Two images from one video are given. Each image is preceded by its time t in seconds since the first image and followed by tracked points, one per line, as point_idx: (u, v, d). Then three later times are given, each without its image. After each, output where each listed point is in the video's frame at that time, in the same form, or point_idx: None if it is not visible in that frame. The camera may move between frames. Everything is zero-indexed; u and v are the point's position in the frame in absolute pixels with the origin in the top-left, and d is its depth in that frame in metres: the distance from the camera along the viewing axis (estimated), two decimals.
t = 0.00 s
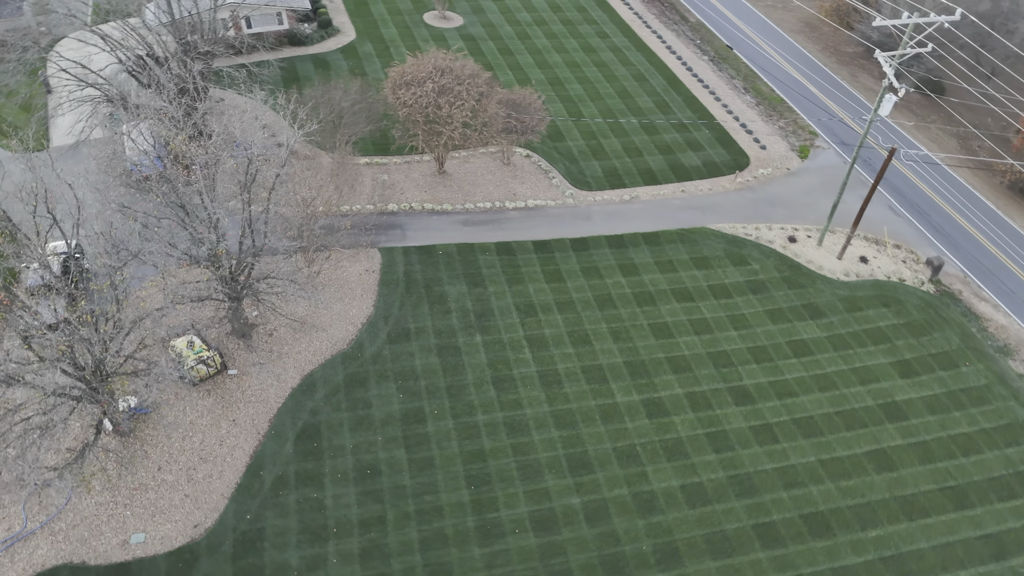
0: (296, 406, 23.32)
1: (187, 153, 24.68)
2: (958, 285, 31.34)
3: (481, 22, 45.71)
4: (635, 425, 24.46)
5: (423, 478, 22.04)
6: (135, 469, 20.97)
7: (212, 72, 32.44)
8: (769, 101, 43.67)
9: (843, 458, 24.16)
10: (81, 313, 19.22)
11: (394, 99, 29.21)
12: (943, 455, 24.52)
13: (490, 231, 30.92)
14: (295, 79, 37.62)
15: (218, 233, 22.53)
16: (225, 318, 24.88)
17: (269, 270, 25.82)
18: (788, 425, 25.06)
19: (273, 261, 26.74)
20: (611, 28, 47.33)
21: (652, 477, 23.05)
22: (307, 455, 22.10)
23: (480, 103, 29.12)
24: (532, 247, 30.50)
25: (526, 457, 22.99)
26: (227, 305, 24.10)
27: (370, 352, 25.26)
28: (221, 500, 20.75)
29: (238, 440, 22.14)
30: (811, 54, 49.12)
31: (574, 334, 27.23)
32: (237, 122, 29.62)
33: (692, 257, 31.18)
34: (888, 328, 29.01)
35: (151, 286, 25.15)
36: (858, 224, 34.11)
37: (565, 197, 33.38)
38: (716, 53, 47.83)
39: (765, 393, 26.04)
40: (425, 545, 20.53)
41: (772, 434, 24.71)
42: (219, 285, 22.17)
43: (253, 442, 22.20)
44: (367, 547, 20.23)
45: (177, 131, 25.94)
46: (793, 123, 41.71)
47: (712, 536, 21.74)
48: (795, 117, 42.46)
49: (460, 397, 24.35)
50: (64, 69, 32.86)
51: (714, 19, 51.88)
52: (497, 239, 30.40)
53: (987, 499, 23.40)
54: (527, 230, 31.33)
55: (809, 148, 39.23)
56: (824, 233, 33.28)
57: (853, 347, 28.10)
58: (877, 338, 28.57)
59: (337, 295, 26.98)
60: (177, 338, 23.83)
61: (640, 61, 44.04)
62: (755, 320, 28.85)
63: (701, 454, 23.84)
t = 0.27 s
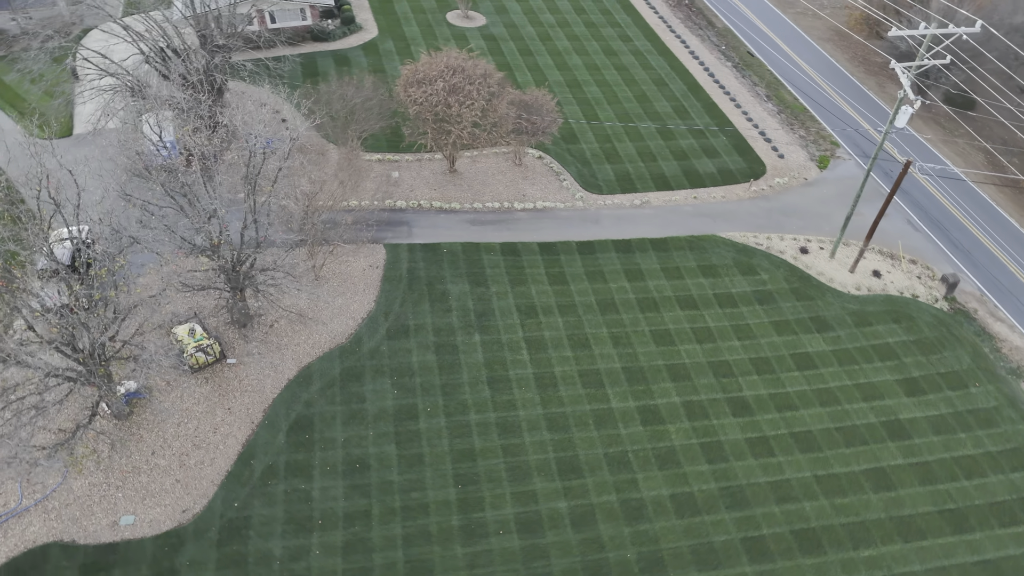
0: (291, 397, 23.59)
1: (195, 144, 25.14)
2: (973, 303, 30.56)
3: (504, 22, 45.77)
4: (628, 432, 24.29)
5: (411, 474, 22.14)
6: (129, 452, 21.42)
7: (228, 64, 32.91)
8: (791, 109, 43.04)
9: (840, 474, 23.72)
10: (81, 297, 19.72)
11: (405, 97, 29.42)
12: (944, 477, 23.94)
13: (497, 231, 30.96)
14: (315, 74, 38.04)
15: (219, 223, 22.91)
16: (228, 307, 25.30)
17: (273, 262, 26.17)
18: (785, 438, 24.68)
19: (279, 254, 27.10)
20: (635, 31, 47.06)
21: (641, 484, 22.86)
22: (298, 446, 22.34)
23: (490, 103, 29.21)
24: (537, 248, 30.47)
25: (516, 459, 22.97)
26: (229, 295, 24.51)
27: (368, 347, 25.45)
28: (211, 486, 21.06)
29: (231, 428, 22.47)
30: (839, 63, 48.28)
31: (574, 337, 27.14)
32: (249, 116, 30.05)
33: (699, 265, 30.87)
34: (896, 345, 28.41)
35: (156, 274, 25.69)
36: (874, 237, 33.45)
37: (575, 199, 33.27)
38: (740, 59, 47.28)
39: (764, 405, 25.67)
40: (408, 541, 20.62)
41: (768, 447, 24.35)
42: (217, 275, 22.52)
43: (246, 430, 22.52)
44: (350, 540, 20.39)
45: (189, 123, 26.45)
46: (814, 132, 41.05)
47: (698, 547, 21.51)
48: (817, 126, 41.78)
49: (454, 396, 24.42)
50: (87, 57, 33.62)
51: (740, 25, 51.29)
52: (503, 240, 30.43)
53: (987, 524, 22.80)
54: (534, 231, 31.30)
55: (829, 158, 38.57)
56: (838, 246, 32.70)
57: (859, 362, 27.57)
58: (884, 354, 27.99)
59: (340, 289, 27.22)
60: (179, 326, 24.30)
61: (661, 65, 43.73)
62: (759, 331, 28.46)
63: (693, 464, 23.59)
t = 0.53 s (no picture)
0: (283, 391, 23.76)
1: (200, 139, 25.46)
2: (983, 319, 29.90)
3: (520, 23, 45.76)
4: (620, 437, 24.14)
5: (398, 471, 22.20)
6: (122, 439, 21.76)
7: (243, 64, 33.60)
8: (807, 116, 42.48)
9: (833, 488, 23.34)
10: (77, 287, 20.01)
11: (411, 96, 29.53)
12: (942, 494, 23.47)
13: (499, 232, 30.95)
14: (328, 71, 38.34)
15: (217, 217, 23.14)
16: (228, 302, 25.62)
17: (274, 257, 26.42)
18: (780, 449, 24.35)
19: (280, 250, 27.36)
20: (652, 34, 46.78)
21: (630, 490, 22.73)
22: (289, 440, 22.50)
23: (496, 103, 29.24)
24: (539, 250, 30.43)
25: (504, 460, 22.94)
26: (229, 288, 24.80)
27: (364, 343, 25.59)
28: (200, 477, 21.27)
29: (224, 419, 22.72)
30: (860, 69, 47.49)
31: (571, 340, 27.04)
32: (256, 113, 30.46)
33: (702, 271, 30.60)
34: (901, 359, 27.90)
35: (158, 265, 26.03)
36: (883, 248, 32.90)
37: (581, 202, 33.17)
38: (758, 65, 46.79)
39: (760, 415, 25.36)
40: (391, 538, 20.68)
41: (761, 457, 24.05)
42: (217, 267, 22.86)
43: (238, 421, 22.75)
44: (333, 535, 20.49)
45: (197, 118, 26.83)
46: (829, 140, 40.46)
47: (683, 556, 21.31)
48: (833, 134, 41.19)
49: (446, 395, 24.46)
50: (104, 50, 34.24)
51: (761, 30, 50.73)
52: (505, 241, 30.47)
53: (982, 545, 22.31)
54: (538, 233, 31.26)
55: (842, 167, 37.99)
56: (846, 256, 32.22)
57: (860, 375, 27.13)
58: (888, 368, 27.50)
59: (341, 286, 27.36)
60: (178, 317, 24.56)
61: (676, 69, 43.43)
62: (760, 339, 28.12)
63: (683, 471, 23.40)
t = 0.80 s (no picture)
0: (275, 382, 24.01)
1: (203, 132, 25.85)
2: (990, 336, 29.26)
3: (537, 24, 45.74)
4: (608, 442, 24.00)
5: (383, 468, 22.29)
6: (113, 425, 22.13)
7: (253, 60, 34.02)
8: (823, 124, 41.89)
9: (823, 503, 22.98)
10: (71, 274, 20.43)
11: (416, 95, 29.67)
12: (935, 514, 22.98)
13: (501, 232, 30.98)
14: (341, 68, 38.68)
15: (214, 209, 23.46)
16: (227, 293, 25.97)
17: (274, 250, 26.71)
18: (770, 460, 24.03)
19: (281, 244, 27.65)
20: (668, 38, 46.49)
21: (615, 495, 22.60)
22: (277, 432, 22.71)
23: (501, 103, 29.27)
24: (539, 251, 30.39)
25: (490, 460, 22.94)
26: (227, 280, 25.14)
27: (357, 339, 25.74)
28: (187, 465, 21.56)
29: (214, 409, 23.00)
30: (881, 78, 46.69)
31: (565, 343, 26.97)
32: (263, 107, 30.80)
33: (703, 278, 30.34)
34: (902, 374, 27.37)
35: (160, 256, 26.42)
36: (892, 260, 32.34)
37: (585, 205, 33.07)
38: (776, 71, 46.26)
39: (752, 425, 25.06)
40: (371, 534, 20.76)
41: (751, 468, 23.76)
42: (211, 259, 23.18)
43: (228, 411, 23.02)
44: (314, 528, 20.63)
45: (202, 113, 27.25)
46: (844, 149, 39.84)
47: (664, 564, 21.14)
48: (848, 143, 40.57)
49: (436, 393, 24.51)
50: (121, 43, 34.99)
51: (781, 35, 50.14)
52: (506, 241, 30.50)
53: (974, 567, 21.82)
54: (540, 234, 31.23)
55: (855, 177, 37.39)
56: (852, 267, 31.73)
57: (859, 389, 26.68)
58: (888, 382, 26.99)
59: (339, 281, 27.56)
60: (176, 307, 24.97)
61: (691, 74, 43.11)
62: (758, 349, 27.79)
63: (670, 479, 23.21)
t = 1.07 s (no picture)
0: (264, 375, 24.24)
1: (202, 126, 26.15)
2: (994, 353, 28.64)
3: (550, 25, 45.64)
4: (593, 446, 23.88)
5: (365, 464, 22.39)
6: (103, 411, 22.51)
7: (262, 55, 34.38)
8: (836, 132, 41.29)
9: (808, 516, 22.67)
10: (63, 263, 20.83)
11: (418, 94, 29.73)
12: (923, 532, 22.56)
13: (499, 232, 30.97)
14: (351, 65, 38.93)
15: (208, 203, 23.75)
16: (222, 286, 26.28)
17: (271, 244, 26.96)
18: (757, 471, 23.75)
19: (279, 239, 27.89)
20: (682, 42, 46.16)
21: (596, 500, 22.49)
22: (263, 425, 22.92)
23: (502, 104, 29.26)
24: (537, 253, 30.34)
25: (472, 460, 22.94)
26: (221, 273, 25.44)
27: (348, 335, 25.89)
28: (172, 454, 21.84)
29: (202, 399, 23.28)
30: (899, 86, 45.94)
31: (556, 346, 26.88)
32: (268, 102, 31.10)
33: (701, 284, 30.07)
34: (900, 388, 26.90)
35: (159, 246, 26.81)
36: (896, 271, 31.81)
37: (586, 207, 32.94)
38: (790, 77, 45.71)
39: (741, 435, 24.77)
40: (349, 529, 20.87)
41: (737, 478, 23.50)
42: (204, 251, 23.46)
43: (216, 402, 23.29)
44: (292, 521, 20.78)
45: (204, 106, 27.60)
46: (856, 158, 39.24)
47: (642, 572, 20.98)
48: (860, 151, 39.94)
49: (423, 391, 24.57)
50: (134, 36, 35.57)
51: (798, 41, 49.53)
52: (504, 242, 30.48)
53: None
54: (539, 236, 31.16)
55: (865, 186, 36.81)
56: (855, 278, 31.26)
57: (853, 402, 26.26)
58: (884, 396, 26.54)
59: (334, 277, 27.74)
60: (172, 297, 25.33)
61: (703, 79, 42.76)
62: (753, 357, 27.47)
63: (654, 486, 23.02)
